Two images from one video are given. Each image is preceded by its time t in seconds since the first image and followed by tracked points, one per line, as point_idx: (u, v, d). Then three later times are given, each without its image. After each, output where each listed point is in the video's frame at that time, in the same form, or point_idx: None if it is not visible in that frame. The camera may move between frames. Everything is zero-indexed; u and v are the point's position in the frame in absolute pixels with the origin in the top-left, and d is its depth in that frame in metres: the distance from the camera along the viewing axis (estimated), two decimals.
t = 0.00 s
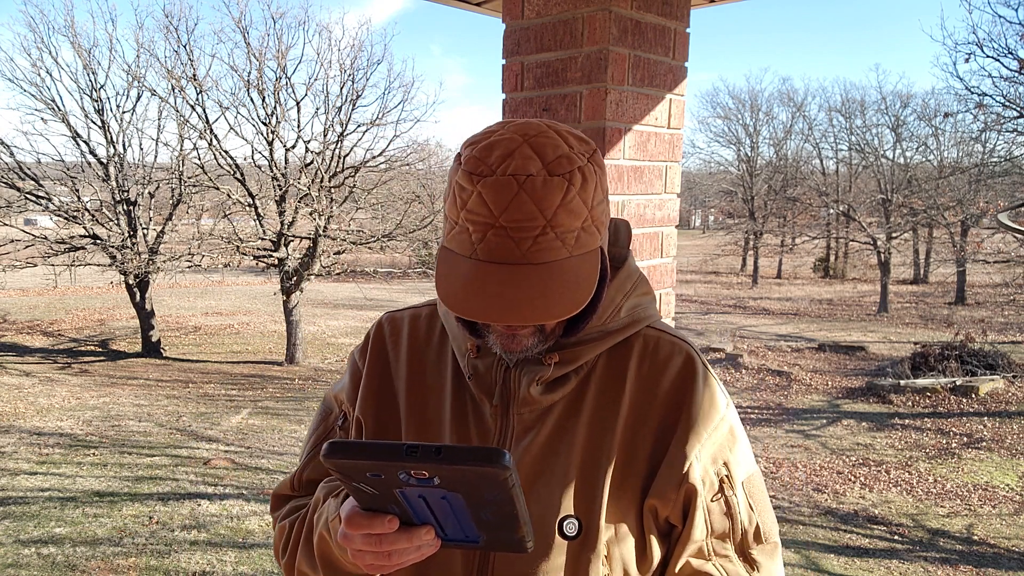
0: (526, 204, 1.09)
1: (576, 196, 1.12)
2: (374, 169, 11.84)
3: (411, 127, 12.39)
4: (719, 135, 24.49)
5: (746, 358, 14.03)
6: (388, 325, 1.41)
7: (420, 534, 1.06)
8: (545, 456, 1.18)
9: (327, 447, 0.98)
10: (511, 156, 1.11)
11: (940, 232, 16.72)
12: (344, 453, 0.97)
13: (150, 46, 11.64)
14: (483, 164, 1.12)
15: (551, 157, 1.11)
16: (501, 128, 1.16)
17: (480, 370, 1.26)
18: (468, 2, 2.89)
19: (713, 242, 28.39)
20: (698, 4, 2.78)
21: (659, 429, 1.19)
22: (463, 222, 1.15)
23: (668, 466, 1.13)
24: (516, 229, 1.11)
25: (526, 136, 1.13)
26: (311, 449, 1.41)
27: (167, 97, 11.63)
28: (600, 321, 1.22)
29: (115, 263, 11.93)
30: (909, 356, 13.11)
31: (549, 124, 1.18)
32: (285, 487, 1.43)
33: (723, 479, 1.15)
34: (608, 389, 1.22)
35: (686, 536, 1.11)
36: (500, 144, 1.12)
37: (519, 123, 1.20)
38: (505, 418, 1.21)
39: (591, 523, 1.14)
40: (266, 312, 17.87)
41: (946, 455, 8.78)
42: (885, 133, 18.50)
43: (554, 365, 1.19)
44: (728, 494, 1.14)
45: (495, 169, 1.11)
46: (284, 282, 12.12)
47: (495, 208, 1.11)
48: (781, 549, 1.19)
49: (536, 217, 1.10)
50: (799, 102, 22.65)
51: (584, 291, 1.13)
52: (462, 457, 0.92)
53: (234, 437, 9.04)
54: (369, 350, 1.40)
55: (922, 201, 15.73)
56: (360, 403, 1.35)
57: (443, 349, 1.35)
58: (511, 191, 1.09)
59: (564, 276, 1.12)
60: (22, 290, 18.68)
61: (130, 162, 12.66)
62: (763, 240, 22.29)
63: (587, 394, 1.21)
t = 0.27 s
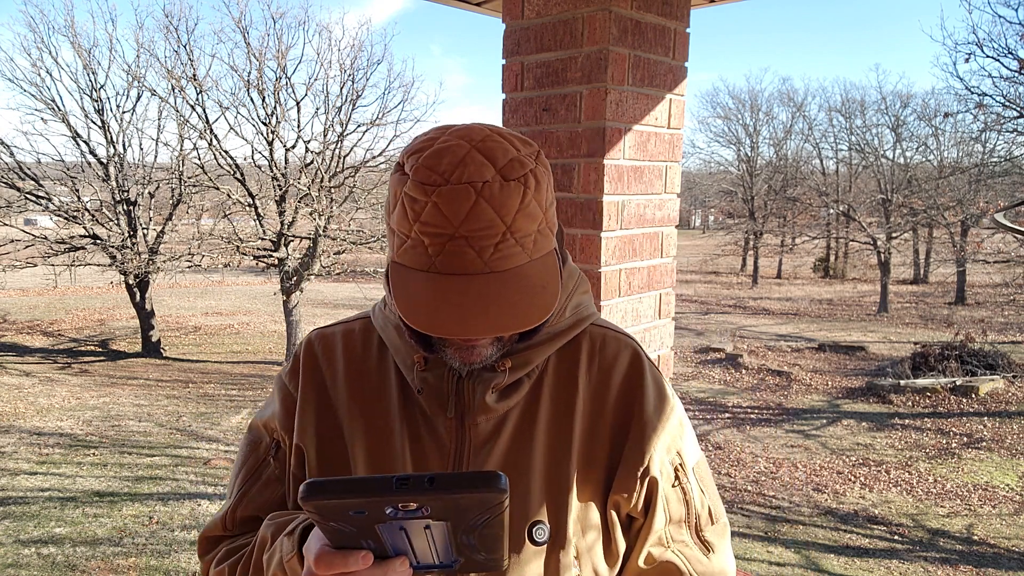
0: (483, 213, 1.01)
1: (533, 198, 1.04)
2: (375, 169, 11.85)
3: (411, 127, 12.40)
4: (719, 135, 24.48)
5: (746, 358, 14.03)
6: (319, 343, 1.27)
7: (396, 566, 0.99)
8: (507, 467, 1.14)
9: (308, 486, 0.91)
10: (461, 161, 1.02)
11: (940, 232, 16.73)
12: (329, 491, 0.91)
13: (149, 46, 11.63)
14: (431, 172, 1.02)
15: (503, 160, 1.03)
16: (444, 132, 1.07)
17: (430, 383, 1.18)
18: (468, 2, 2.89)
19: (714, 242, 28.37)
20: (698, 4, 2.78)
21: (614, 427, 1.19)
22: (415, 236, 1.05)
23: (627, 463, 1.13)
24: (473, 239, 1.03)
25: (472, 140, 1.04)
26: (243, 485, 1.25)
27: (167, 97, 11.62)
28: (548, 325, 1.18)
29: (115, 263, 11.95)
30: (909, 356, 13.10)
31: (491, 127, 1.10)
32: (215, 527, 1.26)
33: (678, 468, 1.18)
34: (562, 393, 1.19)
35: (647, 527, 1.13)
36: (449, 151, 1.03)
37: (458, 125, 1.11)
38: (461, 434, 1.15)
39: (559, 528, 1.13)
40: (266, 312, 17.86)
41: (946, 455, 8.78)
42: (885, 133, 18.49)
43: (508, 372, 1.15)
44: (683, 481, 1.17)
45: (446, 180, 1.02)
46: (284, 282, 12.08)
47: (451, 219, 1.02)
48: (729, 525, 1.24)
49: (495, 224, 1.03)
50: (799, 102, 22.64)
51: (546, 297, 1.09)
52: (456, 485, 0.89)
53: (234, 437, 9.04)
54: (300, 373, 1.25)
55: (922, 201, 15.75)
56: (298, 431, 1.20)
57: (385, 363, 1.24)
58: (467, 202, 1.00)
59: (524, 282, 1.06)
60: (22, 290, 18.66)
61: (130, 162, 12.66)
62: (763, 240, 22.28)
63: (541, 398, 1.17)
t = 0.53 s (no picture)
0: (458, 227, 0.99)
1: (503, 211, 1.04)
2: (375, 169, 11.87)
3: (411, 127, 12.40)
4: (719, 135, 24.48)
5: (746, 358, 14.03)
6: (255, 360, 1.11)
7: None
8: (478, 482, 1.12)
9: (296, 526, 0.75)
10: (429, 174, 0.99)
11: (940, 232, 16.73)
12: (322, 527, 0.76)
13: (149, 46, 11.63)
14: (398, 185, 0.98)
15: (472, 171, 1.01)
16: (405, 142, 1.03)
17: (389, 402, 1.08)
18: (468, 2, 2.89)
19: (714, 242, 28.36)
20: (698, 3, 2.78)
21: (575, 433, 1.20)
22: (382, 251, 1.00)
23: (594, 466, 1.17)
24: (446, 253, 1.01)
25: (439, 152, 1.01)
26: (181, 522, 1.08)
27: (167, 97, 11.62)
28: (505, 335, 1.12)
29: (116, 263, 11.96)
30: (909, 356, 13.10)
31: (449, 134, 1.07)
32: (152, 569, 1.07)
33: (638, 463, 1.23)
34: (524, 402, 1.18)
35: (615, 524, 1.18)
36: (419, 165, 0.99)
37: (414, 132, 1.07)
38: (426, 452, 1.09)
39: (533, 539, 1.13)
40: (266, 312, 17.87)
41: (946, 455, 8.78)
42: (885, 133, 18.49)
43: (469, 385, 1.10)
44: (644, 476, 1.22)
45: (415, 194, 0.98)
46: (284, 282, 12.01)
47: (424, 234, 0.98)
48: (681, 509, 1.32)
49: (469, 237, 1.01)
50: (799, 102, 22.63)
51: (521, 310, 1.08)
52: (464, 508, 0.80)
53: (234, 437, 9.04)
54: (238, 398, 1.09)
55: (922, 201, 15.80)
56: (246, 463, 1.05)
57: (335, 378, 1.12)
58: (442, 216, 0.98)
59: (497, 296, 1.05)
60: (22, 290, 18.67)
61: (130, 162, 12.65)
62: (763, 240, 22.28)
63: (504, 410, 1.15)
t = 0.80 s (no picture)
0: (456, 241, 0.99)
1: (500, 220, 1.04)
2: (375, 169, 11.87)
3: (411, 127, 12.40)
4: (719, 135, 24.47)
5: (746, 358, 14.03)
6: (237, 366, 1.09)
7: None
8: (472, 489, 1.13)
9: (298, 546, 0.73)
10: (425, 185, 0.98)
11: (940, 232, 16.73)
12: (327, 547, 0.74)
13: (149, 46, 11.61)
14: (394, 199, 0.97)
15: (467, 182, 1.01)
16: (395, 152, 1.01)
17: (380, 408, 1.09)
18: (469, 2, 2.89)
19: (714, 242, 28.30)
20: (698, 3, 2.78)
21: (571, 437, 1.22)
22: (378, 267, 0.99)
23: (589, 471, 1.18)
24: (445, 268, 1.00)
25: (433, 162, 1.00)
26: (162, 537, 1.05)
27: (167, 97, 11.62)
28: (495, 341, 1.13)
29: (116, 263, 11.98)
30: (909, 356, 13.10)
31: (438, 140, 1.06)
32: None
33: (631, 467, 1.25)
34: (516, 407, 1.19)
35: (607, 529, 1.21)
36: (415, 178, 0.98)
37: (401, 137, 1.05)
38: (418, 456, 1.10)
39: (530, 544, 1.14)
40: (267, 312, 17.86)
41: (946, 455, 8.78)
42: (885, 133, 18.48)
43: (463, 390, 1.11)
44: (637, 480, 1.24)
45: (412, 208, 0.97)
46: (283, 282, 12.02)
47: (423, 250, 0.98)
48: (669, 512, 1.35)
49: (469, 249, 1.01)
50: (800, 102, 22.62)
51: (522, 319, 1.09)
52: (471, 523, 0.79)
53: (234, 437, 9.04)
54: (220, 406, 1.07)
55: (922, 201, 15.79)
56: (232, 473, 1.03)
57: (320, 384, 1.11)
58: (441, 230, 0.98)
59: (496, 307, 1.06)
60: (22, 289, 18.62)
61: (130, 162, 12.65)
62: (763, 240, 22.28)
63: (496, 415, 1.15)
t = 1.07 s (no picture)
0: (468, 244, 0.99)
1: (515, 223, 1.03)
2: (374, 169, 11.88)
3: (411, 127, 12.41)
4: (719, 135, 24.48)
5: (746, 358, 14.03)
6: (256, 365, 1.10)
7: None
8: (487, 494, 1.12)
9: (299, 552, 0.73)
10: (437, 187, 0.98)
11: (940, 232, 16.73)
12: (326, 556, 0.73)
13: (149, 46, 11.62)
14: (405, 203, 0.97)
15: (480, 184, 1.00)
16: (407, 152, 1.02)
17: (394, 411, 1.09)
18: (468, 2, 2.89)
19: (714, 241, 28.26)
20: (698, 3, 2.78)
21: (590, 446, 1.20)
22: (389, 271, 1.00)
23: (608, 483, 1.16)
24: (457, 273, 1.01)
25: (446, 164, 1.00)
26: (178, 535, 1.06)
27: (167, 97, 11.62)
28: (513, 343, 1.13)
29: (116, 263, 11.98)
30: (909, 356, 13.10)
31: (451, 141, 1.06)
32: None
33: (654, 480, 1.21)
34: (534, 413, 1.18)
35: (627, 542, 1.18)
36: (427, 180, 0.98)
37: (415, 137, 1.06)
38: (433, 460, 1.09)
39: (546, 554, 1.13)
40: (266, 312, 17.86)
41: (946, 455, 8.78)
42: (885, 133, 18.48)
43: (479, 395, 1.10)
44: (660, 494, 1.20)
45: (423, 212, 0.97)
46: (284, 282, 12.03)
47: (434, 254, 0.98)
48: (697, 526, 1.30)
49: (481, 254, 1.01)
50: (799, 102, 22.62)
51: (539, 323, 1.09)
52: (479, 535, 0.76)
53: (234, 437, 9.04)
54: (237, 406, 1.08)
55: (922, 201, 15.79)
56: (247, 473, 1.05)
57: (337, 385, 1.11)
58: (452, 234, 0.98)
59: (510, 311, 1.06)
60: (22, 289, 18.60)
61: (130, 162, 12.65)
62: (763, 240, 22.28)
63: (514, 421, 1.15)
